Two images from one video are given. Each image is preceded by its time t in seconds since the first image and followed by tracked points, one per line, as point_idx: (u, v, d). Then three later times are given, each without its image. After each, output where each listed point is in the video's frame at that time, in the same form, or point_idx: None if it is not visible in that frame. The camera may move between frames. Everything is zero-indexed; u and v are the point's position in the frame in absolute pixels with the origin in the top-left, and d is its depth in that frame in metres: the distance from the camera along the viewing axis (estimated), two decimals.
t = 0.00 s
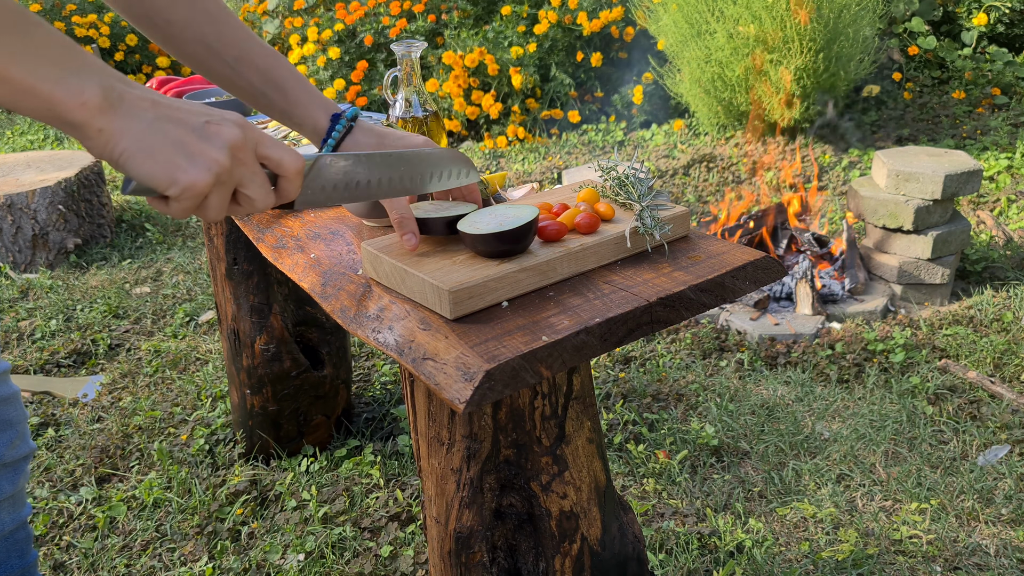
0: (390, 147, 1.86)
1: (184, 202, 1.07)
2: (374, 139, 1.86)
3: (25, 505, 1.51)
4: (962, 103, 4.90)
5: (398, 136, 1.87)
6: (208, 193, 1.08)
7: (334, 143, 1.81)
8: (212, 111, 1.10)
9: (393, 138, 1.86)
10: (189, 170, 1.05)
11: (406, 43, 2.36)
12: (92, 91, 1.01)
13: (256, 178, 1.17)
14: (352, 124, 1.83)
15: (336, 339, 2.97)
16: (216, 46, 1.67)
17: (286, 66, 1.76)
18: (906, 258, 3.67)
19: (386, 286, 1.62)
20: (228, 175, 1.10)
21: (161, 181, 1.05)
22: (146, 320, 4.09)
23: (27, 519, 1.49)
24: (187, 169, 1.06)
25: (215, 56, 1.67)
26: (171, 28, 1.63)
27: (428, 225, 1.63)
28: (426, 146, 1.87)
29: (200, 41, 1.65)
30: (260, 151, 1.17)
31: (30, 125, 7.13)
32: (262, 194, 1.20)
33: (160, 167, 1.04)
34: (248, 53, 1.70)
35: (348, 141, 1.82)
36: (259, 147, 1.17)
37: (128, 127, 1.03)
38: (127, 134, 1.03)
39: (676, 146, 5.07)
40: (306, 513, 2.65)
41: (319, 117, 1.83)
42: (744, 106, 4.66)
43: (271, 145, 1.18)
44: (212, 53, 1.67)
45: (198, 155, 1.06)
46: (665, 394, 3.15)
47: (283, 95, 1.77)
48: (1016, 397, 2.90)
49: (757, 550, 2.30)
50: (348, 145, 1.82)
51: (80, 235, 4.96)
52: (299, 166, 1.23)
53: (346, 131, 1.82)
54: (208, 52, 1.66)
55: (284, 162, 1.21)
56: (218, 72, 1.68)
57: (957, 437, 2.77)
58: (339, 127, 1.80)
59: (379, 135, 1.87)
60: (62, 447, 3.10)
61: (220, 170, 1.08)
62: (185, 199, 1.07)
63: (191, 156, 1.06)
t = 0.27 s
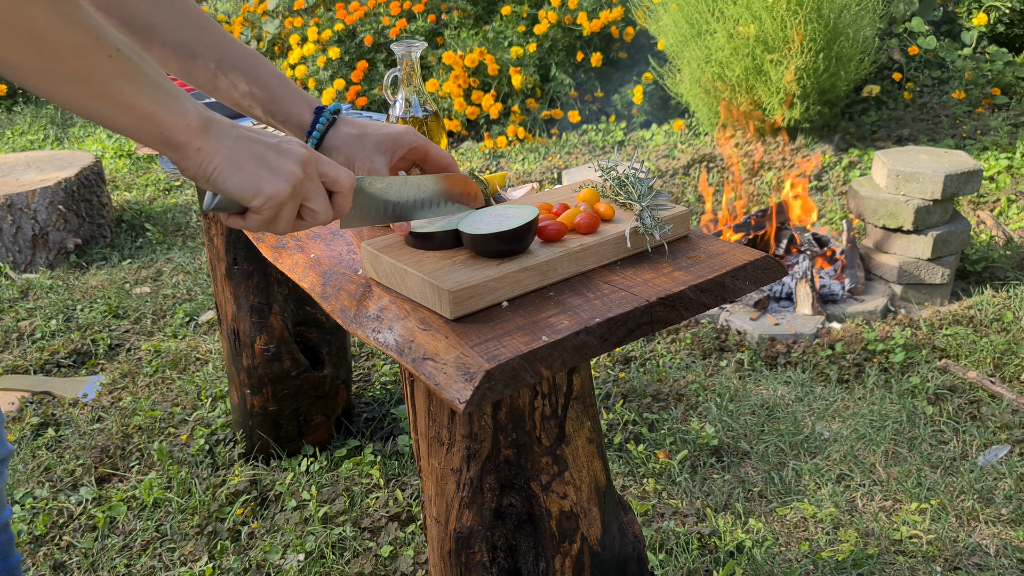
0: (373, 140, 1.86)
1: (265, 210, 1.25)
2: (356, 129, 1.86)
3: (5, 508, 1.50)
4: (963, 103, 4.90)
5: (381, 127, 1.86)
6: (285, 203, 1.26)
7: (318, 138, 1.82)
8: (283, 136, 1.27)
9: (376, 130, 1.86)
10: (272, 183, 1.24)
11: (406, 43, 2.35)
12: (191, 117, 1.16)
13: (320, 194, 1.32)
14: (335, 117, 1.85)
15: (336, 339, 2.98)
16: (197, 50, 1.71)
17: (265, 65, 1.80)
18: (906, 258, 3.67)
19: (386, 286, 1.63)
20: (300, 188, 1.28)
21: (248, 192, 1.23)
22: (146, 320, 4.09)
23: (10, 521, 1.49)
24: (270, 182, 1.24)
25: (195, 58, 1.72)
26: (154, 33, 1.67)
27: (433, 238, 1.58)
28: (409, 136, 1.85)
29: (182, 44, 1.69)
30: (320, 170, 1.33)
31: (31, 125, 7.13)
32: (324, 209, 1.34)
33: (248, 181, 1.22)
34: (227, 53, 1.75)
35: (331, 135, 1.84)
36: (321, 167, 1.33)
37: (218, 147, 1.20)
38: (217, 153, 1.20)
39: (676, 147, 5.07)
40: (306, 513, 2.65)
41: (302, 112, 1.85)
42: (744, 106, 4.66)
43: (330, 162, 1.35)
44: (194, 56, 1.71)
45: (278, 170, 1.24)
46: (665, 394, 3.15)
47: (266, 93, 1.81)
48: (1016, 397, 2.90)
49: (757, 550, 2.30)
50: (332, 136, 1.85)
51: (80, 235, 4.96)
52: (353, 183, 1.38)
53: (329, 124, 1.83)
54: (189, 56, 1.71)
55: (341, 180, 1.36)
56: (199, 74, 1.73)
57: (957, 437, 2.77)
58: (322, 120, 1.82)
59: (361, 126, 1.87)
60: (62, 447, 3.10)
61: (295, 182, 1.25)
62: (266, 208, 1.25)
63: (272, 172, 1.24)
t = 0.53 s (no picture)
0: (377, 139, 1.85)
1: (250, 212, 1.26)
2: (362, 127, 1.87)
3: (14, 501, 1.50)
4: (963, 103, 4.90)
5: (387, 126, 1.85)
6: (270, 204, 1.26)
7: (323, 134, 1.86)
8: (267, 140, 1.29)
9: (381, 129, 1.85)
10: (256, 184, 1.24)
11: (406, 43, 2.35)
12: (174, 119, 1.19)
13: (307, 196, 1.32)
14: (342, 115, 1.89)
15: (336, 339, 2.98)
16: (206, 46, 1.70)
17: (272, 63, 1.81)
18: (907, 258, 3.67)
19: (386, 286, 1.63)
20: (286, 189, 1.28)
21: (232, 194, 1.23)
22: (146, 320, 4.09)
23: (17, 516, 1.49)
24: (254, 184, 1.24)
25: (203, 54, 1.71)
26: (161, 28, 1.65)
27: (432, 238, 1.58)
28: (414, 136, 1.83)
29: (191, 39, 1.68)
30: (308, 172, 1.33)
31: (31, 125, 7.13)
32: (312, 211, 1.34)
33: (231, 182, 1.23)
34: (236, 50, 1.74)
35: (336, 131, 1.87)
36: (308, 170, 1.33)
37: (201, 150, 1.22)
38: (200, 155, 1.22)
39: (676, 147, 5.07)
40: (306, 513, 2.65)
41: (308, 108, 1.87)
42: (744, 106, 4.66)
43: (320, 166, 1.35)
44: (202, 52, 1.70)
45: (263, 171, 1.25)
46: (665, 394, 3.15)
47: (273, 90, 1.82)
48: (1016, 397, 2.90)
49: (757, 550, 2.30)
50: (338, 132, 1.87)
51: (80, 235, 4.96)
52: (342, 185, 1.38)
53: (335, 121, 1.86)
54: (197, 52, 1.70)
55: (329, 183, 1.36)
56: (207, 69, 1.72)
57: (957, 437, 2.77)
58: (328, 117, 1.85)
59: (367, 124, 1.88)
60: (62, 447, 3.09)
61: (279, 183, 1.26)
62: (251, 210, 1.25)
63: (256, 173, 1.25)
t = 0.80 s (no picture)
0: (381, 139, 1.84)
1: (244, 213, 1.26)
2: (366, 127, 1.87)
3: (16, 499, 1.50)
4: (963, 103, 4.90)
5: (391, 126, 1.85)
6: (264, 206, 1.27)
7: (326, 133, 1.87)
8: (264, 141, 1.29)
9: (385, 129, 1.85)
10: (251, 186, 1.24)
11: (406, 43, 2.35)
12: (172, 119, 1.19)
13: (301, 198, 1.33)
14: (346, 115, 1.89)
15: (336, 339, 2.98)
16: (210, 46, 1.70)
17: (277, 62, 1.80)
18: (907, 258, 3.67)
19: (386, 286, 1.63)
20: (281, 192, 1.28)
21: (226, 194, 1.23)
22: (146, 320, 4.09)
23: (18, 514, 1.49)
24: (250, 185, 1.24)
25: (207, 53, 1.71)
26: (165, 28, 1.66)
27: (433, 238, 1.58)
28: (417, 137, 1.82)
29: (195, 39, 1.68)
30: (305, 175, 1.34)
31: (31, 125, 7.13)
32: (305, 213, 1.35)
33: (227, 183, 1.23)
34: (241, 50, 1.74)
35: (339, 131, 1.87)
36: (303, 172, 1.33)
37: (198, 150, 1.22)
38: (196, 155, 1.22)
39: (676, 147, 5.07)
40: (306, 513, 2.65)
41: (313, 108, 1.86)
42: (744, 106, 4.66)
43: (317, 168, 1.36)
44: (206, 52, 1.70)
45: (258, 173, 1.25)
46: (665, 394, 3.15)
47: (277, 89, 1.81)
48: (1016, 397, 2.90)
49: (757, 550, 2.30)
50: (341, 132, 1.87)
51: (80, 235, 4.96)
52: (338, 188, 1.39)
53: (338, 120, 1.87)
54: (202, 52, 1.70)
55: (325, 184, 1.37)
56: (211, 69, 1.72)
57: (957, 437, 2.77)
58: (332, 116, 1.86)
59: (371, 123, 1.87)
60: (62, 447, 3.09)
61: (275, 186, 1.26)
62: (245, 211, 1.26)
63: (252, 175, 1.25)
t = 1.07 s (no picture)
0: (374, 144, 1.81)
1: (251, 292, 1.19)
2: (358, 132, 1.84)
3: (17, 501, 1.50)
4: (963, 103, 4.91)
5: (382, 130, 1.82)
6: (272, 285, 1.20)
7: (319, 141, 1.84)
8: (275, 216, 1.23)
9: (378, 133, 1.82)
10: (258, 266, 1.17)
11: (406, 44, 2.35)
12: (186, 197, 1.12)
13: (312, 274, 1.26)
14: (336, 121, 1.86)
15: (336, 339, 2.98)
16: (204, 51, 1.70)
17: (270, 69, 1.81)
18: (906, 258, 3.67)
19: (386, 286, 1.63)
20: (290, 269, 1.22)
21: (234, 273, 1.16)
22: (147, 320, 4.09)
23: (19, 515, 1.49)
24: (258, 265, 1.18)
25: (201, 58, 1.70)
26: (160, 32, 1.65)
27: (433, 239, 1.57)
28: (410, 140, 1.80)
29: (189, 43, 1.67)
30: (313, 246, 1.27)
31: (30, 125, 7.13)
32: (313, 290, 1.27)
33: (234, 263, 1.16)
34: (234, 56, 1.74)
35: (332, 138, 1.85)
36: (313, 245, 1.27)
37: (209, 228, 1.15)
38: (205, 234, 1.15)
39: (676, 146, 5.07)
40: (306, 513, 2.65)
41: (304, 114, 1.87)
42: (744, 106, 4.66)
43: (327, 238, 1.29)
44: (200, 56, 1.70)
45: (268, 251, 1.18)
46: (665, 394, 3.15)
47: (269, 96, 1.82)
48: (1016, 397, 2.90)
49: (757, 550, 2.30)
50: (333, 139, 1.84)
51: (80, 235, 4.96)
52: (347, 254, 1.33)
53: (330, 127, 1.84)
54: (196, 56, 1.69)
55: (332, 251, 1.30)
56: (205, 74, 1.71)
57: (957, 437, 2.77)
58: (323, 124, 1.84)
59: (362, 128, 1.84)
60: (62, 447, 3.10)
61: (284, 265, 1.19)
62: (251, 290, 1.19)
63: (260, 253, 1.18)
